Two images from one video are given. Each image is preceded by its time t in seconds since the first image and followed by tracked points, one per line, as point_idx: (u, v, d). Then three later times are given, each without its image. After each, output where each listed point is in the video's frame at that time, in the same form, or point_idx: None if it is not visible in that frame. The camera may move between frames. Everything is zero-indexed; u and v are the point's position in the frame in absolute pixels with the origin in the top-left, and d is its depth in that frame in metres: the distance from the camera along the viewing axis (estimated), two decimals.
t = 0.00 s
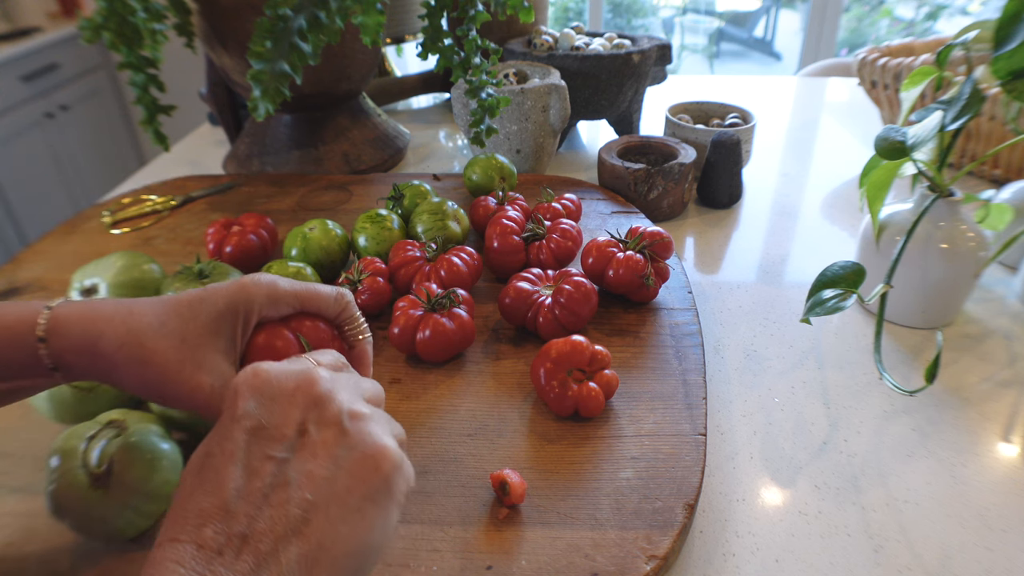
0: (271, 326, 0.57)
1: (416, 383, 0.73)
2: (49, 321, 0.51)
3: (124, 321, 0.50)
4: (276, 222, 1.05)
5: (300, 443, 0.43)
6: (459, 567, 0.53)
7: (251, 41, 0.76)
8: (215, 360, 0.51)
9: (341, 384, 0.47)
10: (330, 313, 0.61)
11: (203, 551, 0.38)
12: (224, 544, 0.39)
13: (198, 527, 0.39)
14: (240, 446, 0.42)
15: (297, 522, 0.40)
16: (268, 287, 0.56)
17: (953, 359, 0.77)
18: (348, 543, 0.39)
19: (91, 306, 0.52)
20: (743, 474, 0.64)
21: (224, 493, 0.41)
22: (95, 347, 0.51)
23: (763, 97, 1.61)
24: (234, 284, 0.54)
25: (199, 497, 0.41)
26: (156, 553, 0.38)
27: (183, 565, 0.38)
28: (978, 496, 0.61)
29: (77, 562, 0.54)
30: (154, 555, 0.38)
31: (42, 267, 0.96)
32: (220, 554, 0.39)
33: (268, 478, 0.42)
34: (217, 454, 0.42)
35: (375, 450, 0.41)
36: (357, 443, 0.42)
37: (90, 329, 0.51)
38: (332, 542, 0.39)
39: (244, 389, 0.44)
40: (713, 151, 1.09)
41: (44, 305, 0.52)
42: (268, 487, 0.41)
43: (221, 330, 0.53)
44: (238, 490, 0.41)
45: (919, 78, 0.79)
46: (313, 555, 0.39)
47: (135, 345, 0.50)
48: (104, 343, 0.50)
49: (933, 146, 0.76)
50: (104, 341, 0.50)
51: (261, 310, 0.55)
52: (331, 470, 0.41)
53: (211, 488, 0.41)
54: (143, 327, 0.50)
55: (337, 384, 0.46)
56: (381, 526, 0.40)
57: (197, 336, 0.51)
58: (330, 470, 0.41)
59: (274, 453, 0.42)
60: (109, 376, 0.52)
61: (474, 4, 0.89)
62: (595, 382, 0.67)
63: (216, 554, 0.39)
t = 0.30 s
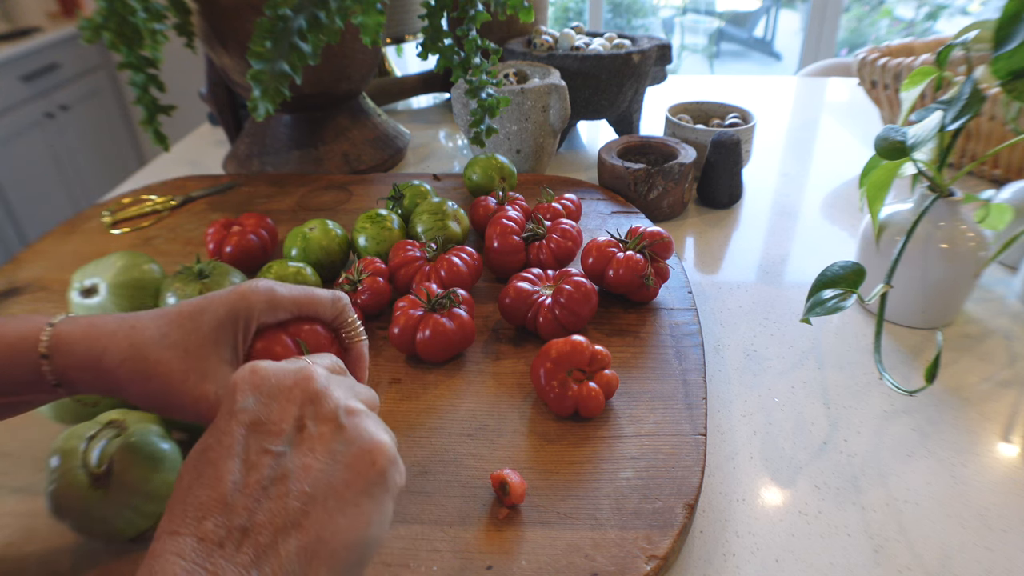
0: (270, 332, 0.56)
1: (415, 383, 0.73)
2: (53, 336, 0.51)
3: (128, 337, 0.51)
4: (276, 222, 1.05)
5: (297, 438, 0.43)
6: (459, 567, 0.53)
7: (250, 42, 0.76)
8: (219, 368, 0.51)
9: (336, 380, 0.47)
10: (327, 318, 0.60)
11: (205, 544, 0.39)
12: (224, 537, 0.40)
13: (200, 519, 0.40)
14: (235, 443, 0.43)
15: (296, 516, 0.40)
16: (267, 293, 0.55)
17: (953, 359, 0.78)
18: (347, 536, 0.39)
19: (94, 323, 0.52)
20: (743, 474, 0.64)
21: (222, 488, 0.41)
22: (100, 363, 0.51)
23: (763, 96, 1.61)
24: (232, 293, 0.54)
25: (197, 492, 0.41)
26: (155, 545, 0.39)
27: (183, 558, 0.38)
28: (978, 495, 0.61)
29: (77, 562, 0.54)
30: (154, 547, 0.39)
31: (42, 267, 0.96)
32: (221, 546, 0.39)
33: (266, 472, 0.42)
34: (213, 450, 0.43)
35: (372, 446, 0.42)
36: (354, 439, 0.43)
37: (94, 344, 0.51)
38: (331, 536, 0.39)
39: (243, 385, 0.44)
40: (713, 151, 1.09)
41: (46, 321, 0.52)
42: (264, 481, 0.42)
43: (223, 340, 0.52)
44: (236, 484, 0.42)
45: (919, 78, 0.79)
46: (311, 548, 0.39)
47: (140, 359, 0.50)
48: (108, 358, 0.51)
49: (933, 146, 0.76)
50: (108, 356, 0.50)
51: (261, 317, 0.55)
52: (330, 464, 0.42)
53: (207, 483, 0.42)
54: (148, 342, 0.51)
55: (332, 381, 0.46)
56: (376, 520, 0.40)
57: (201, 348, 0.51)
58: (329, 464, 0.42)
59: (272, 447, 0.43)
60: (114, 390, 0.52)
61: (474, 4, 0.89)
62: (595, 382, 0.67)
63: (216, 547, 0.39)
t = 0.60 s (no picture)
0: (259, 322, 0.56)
1: (415, 383, 0.73)
2: (54, 266, 0.52)
3: (122, 277, 0.51)
4: (276, 222, 1.05)
5: (305, 448, 0.44)
6: (459, 567, 0.53)
7: (251, 42, 0.76)
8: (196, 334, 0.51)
9: (325, 385, 0.48)
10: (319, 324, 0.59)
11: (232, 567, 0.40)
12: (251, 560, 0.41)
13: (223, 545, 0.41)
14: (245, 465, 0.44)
15: (320, 524, 0.42)
16: (268, 281, 0.55)
17: (953, 359, 0.78)
18: (372, 537, 0.42)
19: (96, 258, 0.53)
20: (743, 474, 0.64)
21: (238, 514, 0.42)
22: (88, 294, 0.51)
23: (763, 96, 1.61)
24: (236, 270, 0.54)
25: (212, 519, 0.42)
26: None
27: None
28: (978, 496, 0.61)
29: (77, 562, 0.54)
30: None
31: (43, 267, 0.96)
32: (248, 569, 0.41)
33: (278, 489, 0.43)
34: (220, 476, 0.43)
35: (381, 443, 0.45)
36: (362, 440, 0.45)
37: (89, 276, 0.51)
38: (363, 536, 0.42)
39: (231, 408, 0.44)
40: (713, 151, 1.09)
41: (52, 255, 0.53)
42: (278, 497, 0.43)
43: (212, 310, 0.52)
44: (251, 505, 0.43)
45: (919, 78, 0.79)
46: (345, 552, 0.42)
47: (126, 300, 0.50)
48: (98, 292, 0.51)
49: (932, 146, 0.76)
50: (98, 291, 0.51)
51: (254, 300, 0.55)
52: (342, 468, 0.44)
53: (222, 510, 0.42)
54: (139, 288, 0.50)
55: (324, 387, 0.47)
56: (395, 517, 0.43)
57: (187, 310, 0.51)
58: (343, 468, 0.44)
59: (279, 463, 0.44)
60: (95, 327, 0.52)
61: (474, 4, 0.89)
62: (595, 382, 0.67)
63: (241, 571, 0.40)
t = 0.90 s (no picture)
0: (258, 333, 0.55)
1: (416, 383, 0.73)
2: (41, 330, 0.51)
3: (114, 335, 0.50)
4: (276, 222, 1.05)
5: (367, 438, 0.44)
6: (459, 567, 0.53)
7: (251, 41, 0.76)
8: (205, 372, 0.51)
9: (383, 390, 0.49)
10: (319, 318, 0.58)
11: (281, 525, 0.37)
12: (301, 521, 0.38)
13: (273, 499, 0.38)
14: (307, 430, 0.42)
15: (369, 512, 0.41)
16: (255, 293, 0.53)
17: (953, 359, 0.78)
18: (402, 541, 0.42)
19: (82, 312, 0.52)
20: (743, 474, 0.64)
21: (295, 471, 0.40)
22: (87, 358, 0.51)
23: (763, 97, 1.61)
24: (223, 292, 0.52)
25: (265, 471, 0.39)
26: (223, 519, 0.37)
27: (259, 536, 0.36)
28: (978, 496, 0.61)
29: (76, 562, 0.53)
30: (223, 521, 0.37)
31: (42, 267, 0.96)
32: (298, 530, 0.38)
33: (337, 464, 0.42)
34: (282, 433, 0.41)
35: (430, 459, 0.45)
36: (417, 449, 0.45)
37: (80, 341, 0.51)
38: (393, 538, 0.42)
39: (305, 376, 0.44)
40: (713, 151, 1.09)
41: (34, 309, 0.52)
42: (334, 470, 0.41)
43: (210, 341, 0.52)
44: (311, 470, 0.40)
45: (919, 78, 0.79)
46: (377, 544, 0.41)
47: (127, 362, 0.50)
48: (95, 354, 0.51)
49: (933, 146, 0.76)
50: (95, 353, 0.51)
51: (249, 318, 0.53)
52: (394, 469, 0.44)
53: (280, 464, 0.40)
54: (134, 344, 0.50)
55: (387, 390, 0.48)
56: (420, 526, 0.44)
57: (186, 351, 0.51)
58: (394, 468, 0.44)
59: (341, 439, 0.43)
60: (102, 383, 0.52)
61: (474, 4, 0.89)
62: (595, 382, 0.67)
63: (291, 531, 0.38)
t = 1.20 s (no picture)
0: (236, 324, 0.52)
1: (416, 383, 0.73)
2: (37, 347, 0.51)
3: (104, 347, 0.51)
4: (276, 222, 1.05)
5: (404, 476, 0.44)
6: (459, 567, 0.53)
7: (251, 42, 0.76)
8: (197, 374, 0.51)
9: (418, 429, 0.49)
10: (298, 297, 0.52)
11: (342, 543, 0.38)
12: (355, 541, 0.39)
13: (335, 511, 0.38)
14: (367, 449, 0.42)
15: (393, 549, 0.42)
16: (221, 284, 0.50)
17: (953, 359, 0.78)
18: None
19: (72, 321, 0.52)
20: (743, 474, 0.65)
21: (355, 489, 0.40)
22: (84, 370, 0.52)
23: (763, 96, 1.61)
24: (192, 292, 0.50)
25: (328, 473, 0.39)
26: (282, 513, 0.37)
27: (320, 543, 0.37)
28: (978, 496, 0.61)
29: (76, 562, 0.53)
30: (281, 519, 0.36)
31: (43, 267, 0.96)
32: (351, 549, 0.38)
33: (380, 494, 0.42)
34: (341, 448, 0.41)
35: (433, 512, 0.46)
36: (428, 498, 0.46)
37: (74, 354, 0.51)
38: None
39: (367, 394, 0.45)
40: (713, 151, 1.09)
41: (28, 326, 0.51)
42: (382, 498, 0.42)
43: (193, 343, 0.51)
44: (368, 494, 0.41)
45: (919, 78, 0.79)
46: None
47: (121, 372, 0.51)
48: (90, 367, 0.52)
49: (932, 146, 0.76)
50: (90, 366, 0.51)
51: (223, 312, 0.51)
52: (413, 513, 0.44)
53: (342, 475, 0.40)
54: (124, 355, 0.51)
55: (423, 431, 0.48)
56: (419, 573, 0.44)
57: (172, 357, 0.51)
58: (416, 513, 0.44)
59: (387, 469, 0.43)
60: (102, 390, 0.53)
61: (474, 4, 0.89)
62: (595, 382, 0.67)
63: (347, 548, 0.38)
